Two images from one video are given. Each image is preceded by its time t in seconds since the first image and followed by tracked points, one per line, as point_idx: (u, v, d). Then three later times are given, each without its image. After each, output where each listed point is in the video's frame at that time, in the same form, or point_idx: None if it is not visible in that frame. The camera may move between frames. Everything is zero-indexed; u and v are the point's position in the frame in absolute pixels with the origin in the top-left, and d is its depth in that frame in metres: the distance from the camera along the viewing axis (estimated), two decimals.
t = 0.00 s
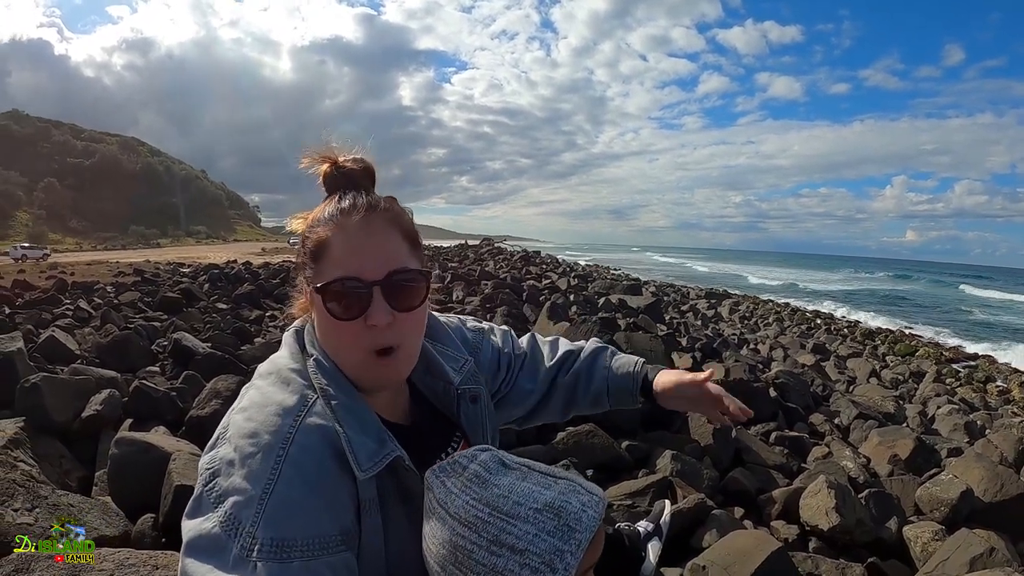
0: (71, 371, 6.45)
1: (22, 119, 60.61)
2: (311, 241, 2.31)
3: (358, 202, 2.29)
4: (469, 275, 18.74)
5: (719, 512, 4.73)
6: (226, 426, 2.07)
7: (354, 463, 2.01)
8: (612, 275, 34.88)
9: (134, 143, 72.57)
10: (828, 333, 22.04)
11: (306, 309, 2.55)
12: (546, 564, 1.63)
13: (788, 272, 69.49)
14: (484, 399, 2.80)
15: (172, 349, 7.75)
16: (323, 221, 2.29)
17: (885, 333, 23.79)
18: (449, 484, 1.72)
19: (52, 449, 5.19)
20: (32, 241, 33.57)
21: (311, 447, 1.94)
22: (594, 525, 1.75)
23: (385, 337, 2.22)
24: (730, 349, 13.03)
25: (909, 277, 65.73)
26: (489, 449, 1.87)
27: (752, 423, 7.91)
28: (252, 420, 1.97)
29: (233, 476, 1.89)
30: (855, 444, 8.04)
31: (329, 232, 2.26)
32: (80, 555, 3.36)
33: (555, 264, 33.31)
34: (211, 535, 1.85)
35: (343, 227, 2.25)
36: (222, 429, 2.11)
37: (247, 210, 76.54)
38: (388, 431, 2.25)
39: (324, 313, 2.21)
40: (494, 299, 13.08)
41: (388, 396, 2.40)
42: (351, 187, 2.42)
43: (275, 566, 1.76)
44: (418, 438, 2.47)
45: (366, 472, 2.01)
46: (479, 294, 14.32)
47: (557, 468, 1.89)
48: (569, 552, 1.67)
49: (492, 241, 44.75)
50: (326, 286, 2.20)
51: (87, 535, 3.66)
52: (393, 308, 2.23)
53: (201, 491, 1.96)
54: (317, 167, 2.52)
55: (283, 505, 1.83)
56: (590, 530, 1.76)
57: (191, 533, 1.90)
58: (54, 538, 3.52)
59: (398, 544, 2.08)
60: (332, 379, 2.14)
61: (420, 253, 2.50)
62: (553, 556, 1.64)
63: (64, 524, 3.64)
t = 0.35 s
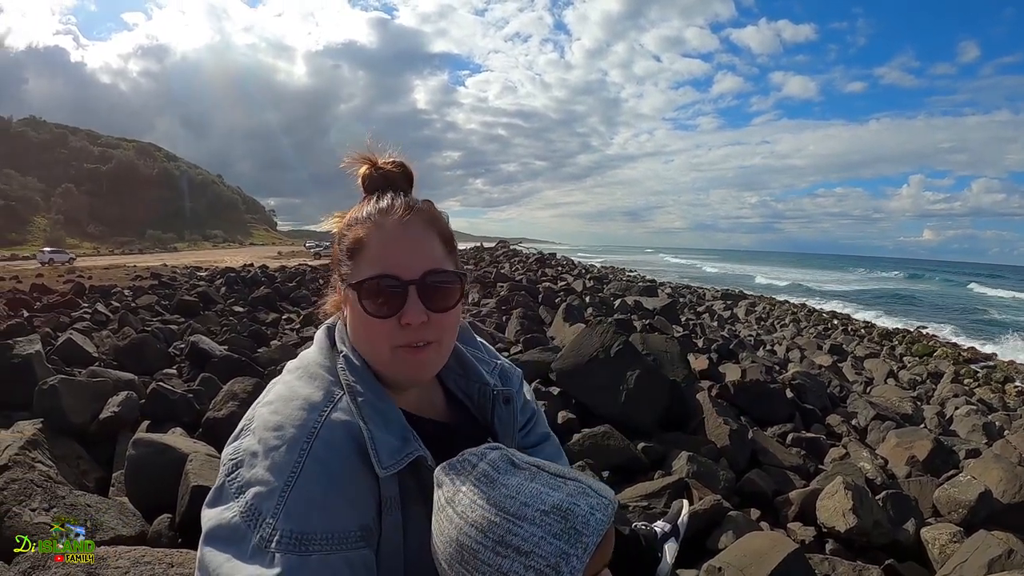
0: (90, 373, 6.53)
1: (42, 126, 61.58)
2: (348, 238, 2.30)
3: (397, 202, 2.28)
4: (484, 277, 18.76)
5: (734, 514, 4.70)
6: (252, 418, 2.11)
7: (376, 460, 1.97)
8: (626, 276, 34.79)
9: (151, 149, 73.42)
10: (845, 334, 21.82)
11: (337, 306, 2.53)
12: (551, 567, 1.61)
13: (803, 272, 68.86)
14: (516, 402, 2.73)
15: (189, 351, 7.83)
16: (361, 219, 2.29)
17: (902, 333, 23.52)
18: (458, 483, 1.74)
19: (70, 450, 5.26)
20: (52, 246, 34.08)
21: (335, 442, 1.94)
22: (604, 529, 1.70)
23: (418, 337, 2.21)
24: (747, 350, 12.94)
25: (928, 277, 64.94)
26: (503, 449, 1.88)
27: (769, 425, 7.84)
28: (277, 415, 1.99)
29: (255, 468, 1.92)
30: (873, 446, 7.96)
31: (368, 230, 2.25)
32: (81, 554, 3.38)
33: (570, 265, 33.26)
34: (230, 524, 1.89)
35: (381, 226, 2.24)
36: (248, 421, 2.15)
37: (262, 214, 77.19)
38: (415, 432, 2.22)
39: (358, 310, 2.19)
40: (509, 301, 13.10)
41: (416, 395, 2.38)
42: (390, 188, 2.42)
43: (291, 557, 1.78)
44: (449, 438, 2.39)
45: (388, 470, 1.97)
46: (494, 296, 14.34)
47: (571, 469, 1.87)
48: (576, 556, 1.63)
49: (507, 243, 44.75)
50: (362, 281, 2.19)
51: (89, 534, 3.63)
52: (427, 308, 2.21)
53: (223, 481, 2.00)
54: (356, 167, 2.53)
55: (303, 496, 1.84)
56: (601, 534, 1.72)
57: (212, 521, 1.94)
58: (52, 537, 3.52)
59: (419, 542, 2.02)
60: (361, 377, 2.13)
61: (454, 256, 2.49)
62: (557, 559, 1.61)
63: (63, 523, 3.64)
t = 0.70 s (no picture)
0: (108, 377, 6.60)
1: (60, 134, 62.49)
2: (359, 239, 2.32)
3: (408, 201, 2.30)
4: (499, 280, 18.78)
5: (750, 516, 4.67)
6: (267, 419, 2.13)
7: (391, 458, 1.98)
8: (640, 278, 34.68)
9: (167, 155, 74.26)
10: (862, 335, 21.59)
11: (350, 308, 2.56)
12: (559, 566, 1.60)
13: (819, 273, 68.23)
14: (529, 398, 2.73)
15: (206, 355, 7.91)
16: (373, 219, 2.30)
17: (920, 334, 23.24)
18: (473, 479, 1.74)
19: (88, 453, 5.33)
20: (71, 252, 34.56)
21: (350, 442, 1.95)
22: (614, 531, 1.68)
23: (428, 334, 2.22)
24: (764, 352, 12.83)
25: (946, 276, 64.15)
26: (518, 445, 1.88)
27: (786, 427, 7.78)
28: (294, 415, 2.01)
29: (271, 468, 1.93)
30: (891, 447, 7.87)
31: (379, 229, 2.27)
32: (80, 555, 3.43)
33: (584, 267, 33.19)
34: (248, 523, 1.90)
35: (392, 225, 2.26)
36: (263, 423, 2.17)
37: (277, 218, 77.79)
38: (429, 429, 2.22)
39: (370, 308, 2.21)
40: (525, 303, 13.11)
41: (429, 393, 2.38)
42: (401, 190, 2.44)
43: (308, 556, 1.78)
44: (462, 435, 2.39)
45: (402, 468, 1.98)
46: (510, 299, 14.35)
47: (586, 468, 1.85)
48: (584, 556, 1.62)
49: (522, 246, 44.77)
50: (373, 279, 2.21)
51: (89, 533, 3.68)
52: (438, 304, 2.22)
53: (240, 481, 2.02)
54: (367, 171, 2.55)
55: (320, 494, 1.86)
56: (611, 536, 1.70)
57: (227, 522, 1.95)
58: (54, 538, 3.57)
59: (435, 539, 2.03)
60: (373, 377, 2.14)
61: (465, 255, 2.50)
62: (566, 559, 1.60)
63: (65, 524, 3.67)
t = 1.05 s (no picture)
0: (124, 381, 6.67)
1: (77, 142, 63.30)
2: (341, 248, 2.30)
3: (386, 202, 2.28)
4: (512, 283, 18.79)
5: (765, 517, 4.63)
6: (268, 417, 2.16)
7: (389, 450, 1.98)
8: (653, 279, 34.56)
9: (182, 162, 75.01)
10: (879, 334, 21.39)
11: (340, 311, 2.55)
12: (562, 556, 1.58)
13: (834, 272, 67.65)
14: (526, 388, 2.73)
15: (222, 358, 7.97)
16: (351, 227, 2.27)
17: (937, 333, 22.98)
18: (478, 468, 1.75)
19: (105, 456, 5.39)
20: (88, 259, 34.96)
21: (348, 436, 1.96)
22: (618, 521, 1.68)
23: (426, 332, 2.24)
24: (779, 352, 12.73)
25: (963, 274, 63.41)
26: (523, 439, 1.90)
27: (802, 427, 7.71)
28: (294, 412, 2.04)
29: (273, 464, 1.96)
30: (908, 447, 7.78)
31: (359, 237, 2.24)
32: (81, 554, 3.50)
33: (598, 269, 33.10)
34: (251, 518, 1.93)
35: (373, 229, 2.23)
36: (265, 420, 2.20)
37: (291, 223, 78.32)
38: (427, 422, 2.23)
39: (365, 317, 2.22)
40: (539, 305, 13.10)
41: (428, 388, 2.39)
42: (370, 189, 2.37)
43: (309, 550, 1.80)
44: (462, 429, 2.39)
45: (401, 459, 1.98)
46: (524, 301, 14.35)
47: (591, 463, 1.87)
48: (588, 546, 1.60)
49: (536, 249, 44.74)
50: (365, 289, 2.21)
51: (92, 532, 3.72)
52: (432, 302, 2.23)
53: (243, 478, 2.05)
54: (329, 172, 2.48)
55: (319, 488, 1.87)
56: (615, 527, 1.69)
57: (231, 517, 1.99)
58: (54, 537, 3.63)
59: (435, 531, 2.05)
60: (372, 371, 2.15)
61: (447, 243, 2.49)
62: (569, 548, 1.59)
63: (65, 524, 3.72)
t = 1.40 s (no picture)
0: (134, 386, 6.71)
1: (85, 150, 63.77)
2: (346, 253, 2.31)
3: (390, 206, 2.30)
4: (519, 284, 18.81)
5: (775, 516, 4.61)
6: (277, 422, 2.17)
7: (397, 454, 1.99)
8: (660, 279, 34.50)
9: (188, 168, 75.42)
10: (887, 331, 21.28)
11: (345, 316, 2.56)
12: (565, 556, 1.59)
13: (842, 270, 67.34)
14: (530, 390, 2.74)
15: (231, 363, 8.02)
16: (356, 232, 2.29)
17: (946, 329, 22.85)
18: (486, 469, 1.77)
19: (115, 461, 5.43)
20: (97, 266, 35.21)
21: (356, 440, 1.97)
22: (624, 522, 1.64)
23: (437, 333, 2.25)
24: (788, 350, 12.69)
25: (972, 270, 63.03)
26: (533, 438, 1.90)
27: (811, 425, 7.67)
28: (302, 417, 2.06)
29: (282, 468, 1.98)
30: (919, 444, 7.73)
31: (364, 241, 2.26)
32: (80, 555, 3.54)
33: (605, 269, 33.04)
34: (261, 522, 1.94)
35: (379, 233, 2.25)
36: (273, 425, 2.22)
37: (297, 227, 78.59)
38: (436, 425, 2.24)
39: (374, 320, 2.23)
40: (547, 306, 13.11)
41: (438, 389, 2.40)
42: (370, 193, 2.42)
43: (319, 553, 1.81)
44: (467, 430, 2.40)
45: (410, 463, 2.00)
46: (531, 303, 14.35)
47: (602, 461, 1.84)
48: (591, 546, 1.59)
49: (542, 250, 44.74)
50: (372, 293, 2.22)
51: (90, 533, 3.75)
52: (440, 303, 2.24)
53: (252, 482, 2.07)
54: (330, 180, 2.51)
55: (327, 493, 1.88)
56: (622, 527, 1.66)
57: (241, 521, 2.00)
58: (54, 538, 3.66)
59: (444, 532, 2.05)
60: (383, 376, 2.16)
61: (451, 244, 2.51)
62: (572, 548, 1.58)
63: (64, 524, 3.75)
